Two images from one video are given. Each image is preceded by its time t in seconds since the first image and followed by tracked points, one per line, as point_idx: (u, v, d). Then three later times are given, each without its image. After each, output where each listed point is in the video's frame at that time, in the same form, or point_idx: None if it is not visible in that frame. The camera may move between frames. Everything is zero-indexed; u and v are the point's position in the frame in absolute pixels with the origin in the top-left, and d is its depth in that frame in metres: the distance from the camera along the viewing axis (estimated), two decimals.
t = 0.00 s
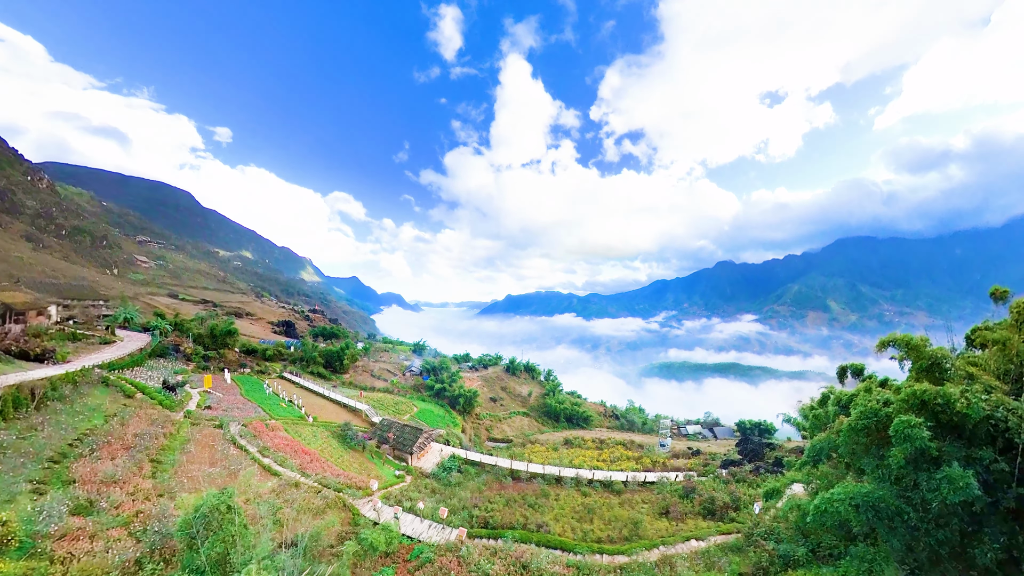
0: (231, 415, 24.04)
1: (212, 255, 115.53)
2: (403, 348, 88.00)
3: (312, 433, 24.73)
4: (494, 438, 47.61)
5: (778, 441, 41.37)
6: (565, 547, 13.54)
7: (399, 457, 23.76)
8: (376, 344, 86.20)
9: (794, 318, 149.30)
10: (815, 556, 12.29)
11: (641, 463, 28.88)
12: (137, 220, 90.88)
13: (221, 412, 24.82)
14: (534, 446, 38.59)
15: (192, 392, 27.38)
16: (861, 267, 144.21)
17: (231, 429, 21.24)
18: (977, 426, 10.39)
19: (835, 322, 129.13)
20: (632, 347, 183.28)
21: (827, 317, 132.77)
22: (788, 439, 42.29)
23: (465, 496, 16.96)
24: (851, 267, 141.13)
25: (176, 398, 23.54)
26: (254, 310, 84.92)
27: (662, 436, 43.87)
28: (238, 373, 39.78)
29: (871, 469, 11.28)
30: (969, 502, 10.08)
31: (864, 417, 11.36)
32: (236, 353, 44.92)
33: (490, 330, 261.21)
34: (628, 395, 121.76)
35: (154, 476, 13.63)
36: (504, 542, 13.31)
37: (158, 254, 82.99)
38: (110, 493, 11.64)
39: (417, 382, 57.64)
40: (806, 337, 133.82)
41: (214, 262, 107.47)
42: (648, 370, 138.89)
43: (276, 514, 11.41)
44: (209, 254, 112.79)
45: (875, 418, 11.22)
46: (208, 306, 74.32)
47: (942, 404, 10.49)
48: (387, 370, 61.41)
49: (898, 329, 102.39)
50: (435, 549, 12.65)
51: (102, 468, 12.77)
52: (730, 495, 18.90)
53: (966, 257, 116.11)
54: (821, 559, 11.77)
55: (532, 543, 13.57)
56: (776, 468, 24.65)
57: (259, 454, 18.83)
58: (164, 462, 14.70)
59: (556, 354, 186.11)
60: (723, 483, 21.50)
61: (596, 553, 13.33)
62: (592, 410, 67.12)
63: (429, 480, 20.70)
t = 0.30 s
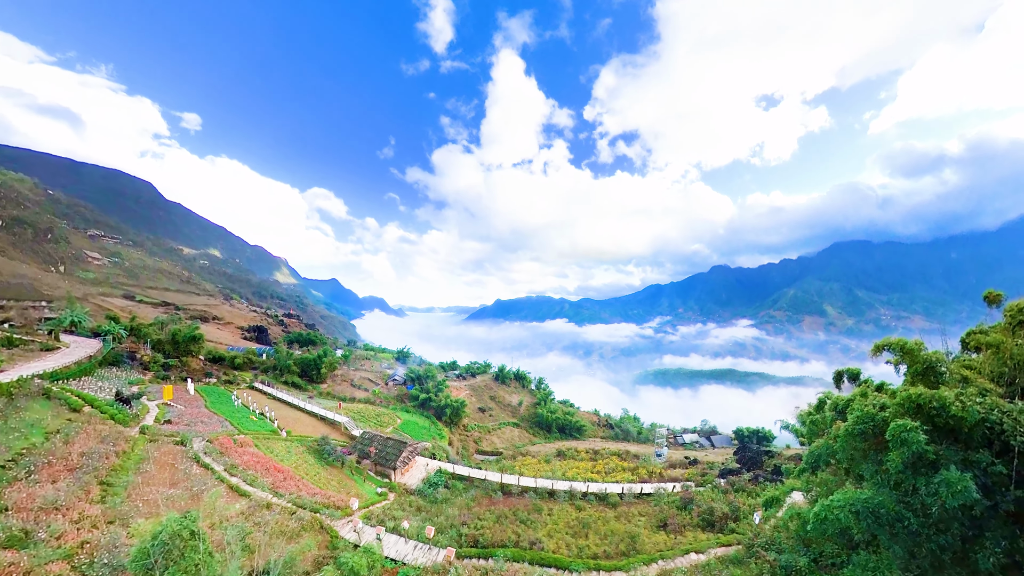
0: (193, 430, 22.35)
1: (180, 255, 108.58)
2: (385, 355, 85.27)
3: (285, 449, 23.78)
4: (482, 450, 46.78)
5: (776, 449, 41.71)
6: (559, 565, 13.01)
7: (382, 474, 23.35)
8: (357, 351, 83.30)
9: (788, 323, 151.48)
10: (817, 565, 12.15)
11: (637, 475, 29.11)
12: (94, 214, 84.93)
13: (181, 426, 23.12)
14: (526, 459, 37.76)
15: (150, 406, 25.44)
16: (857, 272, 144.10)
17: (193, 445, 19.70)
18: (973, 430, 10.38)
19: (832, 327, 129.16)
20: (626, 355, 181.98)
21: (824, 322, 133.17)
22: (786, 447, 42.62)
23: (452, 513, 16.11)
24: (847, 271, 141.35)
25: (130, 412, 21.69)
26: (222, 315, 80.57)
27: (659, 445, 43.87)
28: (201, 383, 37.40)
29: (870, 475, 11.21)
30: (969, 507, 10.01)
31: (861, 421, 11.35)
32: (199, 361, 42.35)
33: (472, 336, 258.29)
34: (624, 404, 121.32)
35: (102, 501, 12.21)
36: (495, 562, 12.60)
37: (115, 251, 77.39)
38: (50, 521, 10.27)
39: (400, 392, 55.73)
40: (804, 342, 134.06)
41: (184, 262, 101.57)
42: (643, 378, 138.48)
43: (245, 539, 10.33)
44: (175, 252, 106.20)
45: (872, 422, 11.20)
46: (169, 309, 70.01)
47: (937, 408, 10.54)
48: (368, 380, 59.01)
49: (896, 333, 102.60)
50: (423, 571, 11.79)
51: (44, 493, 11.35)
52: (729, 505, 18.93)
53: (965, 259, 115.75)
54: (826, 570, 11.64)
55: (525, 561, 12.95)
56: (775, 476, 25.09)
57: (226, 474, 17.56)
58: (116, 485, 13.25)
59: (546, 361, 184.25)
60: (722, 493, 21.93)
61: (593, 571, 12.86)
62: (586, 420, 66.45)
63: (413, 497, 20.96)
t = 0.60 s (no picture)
0: (151, 447, 20.71)
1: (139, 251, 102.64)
2: (366, 363, 82.55)
3: (254, 466, 22.34)
4: (470, 464, 45.85)
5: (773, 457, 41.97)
6: None
7: (363, 492, 22.56)
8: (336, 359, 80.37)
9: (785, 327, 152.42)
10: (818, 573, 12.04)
11: (633, 487, 28.94)
12: (45, 209, 79.41)
13: (136, 442, 21.30)
14: (516, 472, 36.95)
15: (101, 420, 23.54)
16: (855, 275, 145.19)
17: (150, 464, 18.09)
18: (969, 434, 10.35)
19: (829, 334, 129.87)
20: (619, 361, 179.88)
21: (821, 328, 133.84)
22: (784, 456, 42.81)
23: (439, 533, 15.47)
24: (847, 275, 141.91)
25: (77, 427, 19.88)
26: (186, 318, 76.35)
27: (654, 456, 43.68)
28: (160, 394, 34.92)
29: (868, 482, 11.08)
30: (968, 511, 9.98)
31: (858, 426, 11.26)
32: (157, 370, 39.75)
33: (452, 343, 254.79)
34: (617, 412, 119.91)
35: (41, 530, 10.84)
36: None
37: (63, 248, 71.79)
38: None
39: (382, 403, 53.75)
40: (800, 348, 134.31)
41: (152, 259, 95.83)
42: (637, 386, 137.31)
43: (210, 565, 9.40)
44: (134, 250, 100.38)
45: (869, 427, 11.09)
46: (125, 312, 65.75)
47: (933, 412, 10.49)
48: (348, 390, 56.65)
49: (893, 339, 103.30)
50: None
51: None
52: (727, 517, 19.00)
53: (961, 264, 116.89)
54: None
55: None
56: (772, 486, 25.60)
57: (188, 495, 16.18)
58: (58, 510, 11.85)
59: (538, 369, 181.70)
60: (719, 504, 22.15)
61: None
62: (578, 430, 65.74)
63: (395, 517, 20.32)
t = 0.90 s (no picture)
0: (100, 467, 19.09)
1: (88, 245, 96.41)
2: (345, 372, 79.84)
3: (220, 487, 20.82)
4: (456, 480, 44.61)
5: (770, 467, 42.22)
6: None
7: (340, 512, 21.53)
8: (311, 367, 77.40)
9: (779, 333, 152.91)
10: None
11: (628, 501, 28.54)
12: None
13: (81, 462, 19.45)
14: (506, 487, 36.06)
15: (40, 438, 21.53)
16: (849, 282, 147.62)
17: (99, 486, 16.46)
18: (963, 440, 10.27)
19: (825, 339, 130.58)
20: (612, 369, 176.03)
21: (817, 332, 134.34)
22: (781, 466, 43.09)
23: (422, 554, 15.84)
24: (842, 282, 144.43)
25: (10, 446, 18.02)
26: (142, 323, 72.03)
27: (650, 468, 43.43)
28: (111, 406, 32.39)
29: (866, 490, 10.86)
30: (965, 518, 9.88)
31: (854, 433, 11.09)
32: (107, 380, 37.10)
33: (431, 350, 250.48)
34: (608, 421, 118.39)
35: None
36: None
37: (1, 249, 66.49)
38: None
39: (361, 416, 51.74)
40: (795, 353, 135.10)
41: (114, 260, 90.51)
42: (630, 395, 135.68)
43: None
44: (83, 245, 94.55)
45: (864, 434, 10.94)
46: (71, 314, 61.40)
47: (927, 418, 10.34)
48: (324, 402, 54.31)
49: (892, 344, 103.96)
50: None
51: None
52: (726, 529, 18.88)
53: (956, 270, 119.48)
54: None
55: None
56: (770, 497, 25.68)
57: (141, 521, 14.75)
58: None
59: (528, 379, 179.15)
60: (716, 516, 22.00)
61: None
62: (571, 440, 64.96)
63: (375, 537, 19.76)
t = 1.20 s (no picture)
0: (42, 489, 17.55)
1: (30, 241, 91.80)
2: (322, 382, 77.28)
3: (179, 510, 19.36)
4: (440, 496, 43.31)
5: (767, 478, 42.26)
6: None
7: (315, 535, 20.51)
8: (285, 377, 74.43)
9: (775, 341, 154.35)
10: None
11: (621, 516, 28.03)
12: None
13: (17, 484, 17.76)
14: (494, 503, 35.11)
15: None
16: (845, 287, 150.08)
17: (37, 511, 15.21)
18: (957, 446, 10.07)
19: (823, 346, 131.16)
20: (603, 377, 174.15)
21: (815, 341, 134.99)
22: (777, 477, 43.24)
23: None
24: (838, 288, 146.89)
25: None
26: (92, 327, 68.09)
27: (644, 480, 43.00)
28: (55, 421, 30.01)
29: (861, 498, 10.51)
30: (960, 526, 9.67)
31: (847, 441, 10.80)
32: (50, 391, 34.53)
33: (413, 358, 246.10)
34: (603, 433, 116.68)
35: None
36: None
37: None
38: None
39: (339, 428, 50.08)
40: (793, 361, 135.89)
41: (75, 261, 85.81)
42: (623, 405, 134.66)
43: None
44: (27, 240, 89.31)
45: (858, 442, 10.63)
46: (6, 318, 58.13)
47: (920, 424, 10.10)
48: (298, 414, 52.12)
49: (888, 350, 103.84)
50: None
51: None
52: (723, 542, 18.81)
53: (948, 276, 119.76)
54: None
55: None
56: (767, 510, 25.62)
57: (86, 551, 13.96)
58: None
59: (516, 388, 175.74)
60: (712, 530, 21.74)
61: None
62: (561, 452, 64.18)
63: (352, 561, 18.96)
